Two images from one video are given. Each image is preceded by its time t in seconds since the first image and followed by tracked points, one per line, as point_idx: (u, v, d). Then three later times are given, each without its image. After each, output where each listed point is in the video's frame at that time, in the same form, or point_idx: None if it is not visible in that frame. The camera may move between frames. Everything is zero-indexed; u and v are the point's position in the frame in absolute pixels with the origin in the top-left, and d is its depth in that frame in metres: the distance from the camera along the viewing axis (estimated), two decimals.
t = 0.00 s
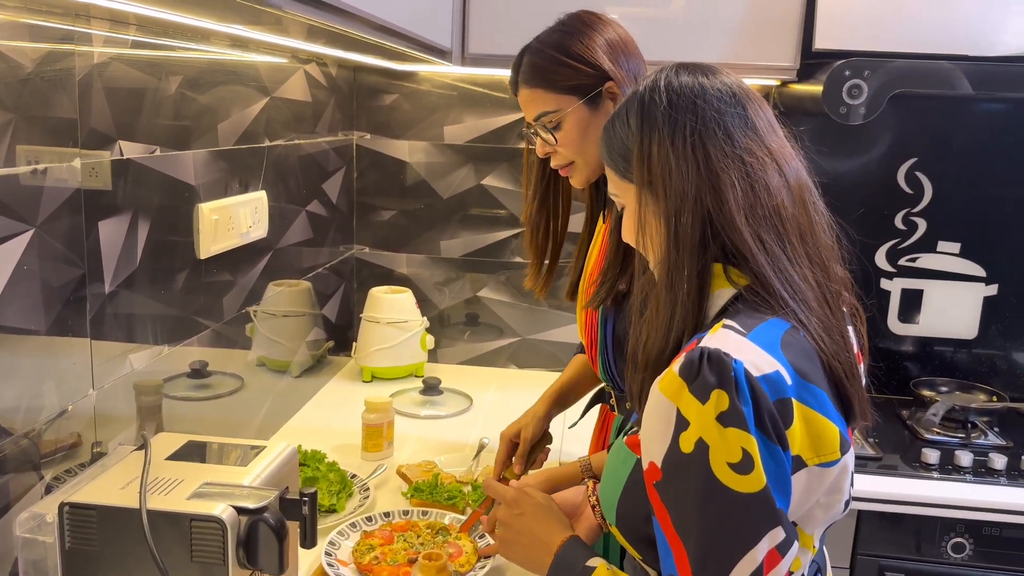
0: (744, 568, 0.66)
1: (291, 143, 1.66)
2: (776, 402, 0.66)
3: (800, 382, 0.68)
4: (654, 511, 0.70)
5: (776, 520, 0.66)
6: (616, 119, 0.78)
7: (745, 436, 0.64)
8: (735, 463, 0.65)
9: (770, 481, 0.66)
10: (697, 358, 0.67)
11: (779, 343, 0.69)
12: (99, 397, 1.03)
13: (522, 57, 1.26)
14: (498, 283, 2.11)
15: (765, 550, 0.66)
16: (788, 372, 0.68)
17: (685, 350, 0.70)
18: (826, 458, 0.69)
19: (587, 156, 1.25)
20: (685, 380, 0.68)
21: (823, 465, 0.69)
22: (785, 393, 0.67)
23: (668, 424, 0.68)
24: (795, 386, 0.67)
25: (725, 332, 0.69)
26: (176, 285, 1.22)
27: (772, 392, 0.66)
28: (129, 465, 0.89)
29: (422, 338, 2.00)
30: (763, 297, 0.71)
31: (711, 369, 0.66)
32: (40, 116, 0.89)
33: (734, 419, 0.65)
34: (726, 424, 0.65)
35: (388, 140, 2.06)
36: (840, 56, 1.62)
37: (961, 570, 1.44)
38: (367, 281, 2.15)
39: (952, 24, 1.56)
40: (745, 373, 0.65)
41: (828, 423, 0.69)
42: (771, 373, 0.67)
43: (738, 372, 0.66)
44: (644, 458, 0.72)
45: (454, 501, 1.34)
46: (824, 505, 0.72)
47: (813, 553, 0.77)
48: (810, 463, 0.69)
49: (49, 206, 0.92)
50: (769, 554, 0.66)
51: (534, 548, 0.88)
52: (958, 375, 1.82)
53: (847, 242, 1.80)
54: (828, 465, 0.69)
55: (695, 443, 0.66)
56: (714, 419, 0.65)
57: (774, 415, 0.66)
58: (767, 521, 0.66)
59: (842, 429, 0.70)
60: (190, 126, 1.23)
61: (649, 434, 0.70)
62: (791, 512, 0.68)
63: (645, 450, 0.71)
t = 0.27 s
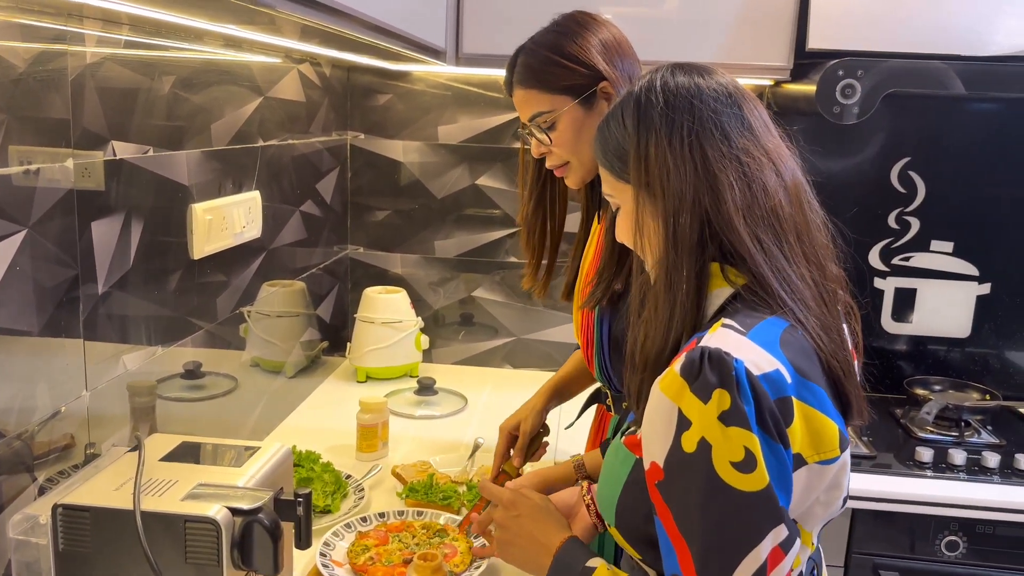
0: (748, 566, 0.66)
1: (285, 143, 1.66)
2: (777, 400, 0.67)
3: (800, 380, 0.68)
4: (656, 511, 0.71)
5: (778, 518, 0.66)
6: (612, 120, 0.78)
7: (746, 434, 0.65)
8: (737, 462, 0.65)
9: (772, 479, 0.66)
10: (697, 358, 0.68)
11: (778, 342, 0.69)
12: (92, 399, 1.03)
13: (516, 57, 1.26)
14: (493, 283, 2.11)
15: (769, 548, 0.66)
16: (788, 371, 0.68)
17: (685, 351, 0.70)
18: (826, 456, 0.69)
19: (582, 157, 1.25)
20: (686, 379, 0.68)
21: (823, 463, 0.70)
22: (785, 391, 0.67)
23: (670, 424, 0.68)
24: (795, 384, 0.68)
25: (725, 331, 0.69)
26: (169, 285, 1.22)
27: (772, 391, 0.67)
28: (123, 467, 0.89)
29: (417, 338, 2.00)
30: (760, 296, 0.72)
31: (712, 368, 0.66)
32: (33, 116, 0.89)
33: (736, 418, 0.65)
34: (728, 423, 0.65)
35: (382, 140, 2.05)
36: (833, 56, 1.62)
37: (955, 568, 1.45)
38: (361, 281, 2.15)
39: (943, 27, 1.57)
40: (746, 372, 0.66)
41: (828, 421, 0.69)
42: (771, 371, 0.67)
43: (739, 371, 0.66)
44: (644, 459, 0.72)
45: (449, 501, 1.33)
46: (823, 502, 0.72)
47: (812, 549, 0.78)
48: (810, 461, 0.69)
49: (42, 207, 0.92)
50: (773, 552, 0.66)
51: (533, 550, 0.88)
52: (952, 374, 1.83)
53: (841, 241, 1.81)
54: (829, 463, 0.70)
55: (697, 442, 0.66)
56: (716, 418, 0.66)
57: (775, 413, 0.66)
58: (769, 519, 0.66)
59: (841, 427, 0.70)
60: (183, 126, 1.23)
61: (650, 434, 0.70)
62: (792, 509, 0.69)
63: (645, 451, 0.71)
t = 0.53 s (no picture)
0: (753, 561, 0.66)
1: (277, 138, 1.64)
2: (781, 394, 0.66)
3: (803, 374, 0.68)
4: (659, 506, 0.70)
5: (782, 513, 0.66)
6: (613, 112, 0.78)
7: (751, 428, 0.64)
8: (742, 456, 0.65)
9: (776, 473, 0.66)
10: (701, 352, 0.67)
11: (782, 336, 0.69)
12: (82, 395, 1.01)
13: (512, 52, 1.25)
14: (486, 280, 2.10)
15: (774, 543, 0.66)
16: (792, 364, 0.68)
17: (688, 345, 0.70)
18: (829, 450, 0.69)
19: (578, 152, 1.24)
20: (690, 373, 0.67)
21: (826, 457, 0.69)
22: (789, 385, 0.67)
23: (674, 418, 0.68)
24: (799, 378, 0.68)
25: (728, 325, 0.69)
26: (160, 282, 1.20)
27: (776, 384, 0.66)
28: (115, 463, 0.88)
29: (410, 335, 1.99)
30: (763, 290, 0.72)
31: (716, 362, 0.66)
32: (21, 109, 0.88)
33: (741, 412, 0.65)
34: (733, 417, 0.65)
35: (375, 136, 2.04)
36: (827, 53, 1.62)
37: (948, 564, 1.45)
38: (353, 279, 2.13)
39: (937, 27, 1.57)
40: (750, 366, 0.65)
41: (830, 415, 0.69)
42: (776, 365, 0.67)
43: (743, 365, 0.65)
44: (647, 453, 0.71)
45: (443, 499, 1.32)
46: (825, 496, 0.72)
47: (812, 542, 0.78)
48: (813, 455, 0.69)
49: (31, 200, 0.90)
50: (778, 546, 0.66)
51: (532, 550, 0.87)
52: (944, 371, 1.84)
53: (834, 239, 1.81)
54: (831, 457, 0.70)
55: (702, 436, 0.66)
56: (720, 412, 0.65)
57: (779, 407, 0.66)
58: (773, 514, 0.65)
59: (844, 421, 0.70)
60: (174, 120, 1.22)
61: (653, 428, 0.70)
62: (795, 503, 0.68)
63: (648, 445, 0.71)
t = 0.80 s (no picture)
0: (762, 562, 0.64)
1: (271, 133, 1.62)
2: (794, 392, 0.65)
3: (816, 372, 0.67)
4: (666, 505, 0.69)
5: (792, 512, 0.64)
6: (625, 106, 0.77)
7: (764, 426, 0.63)
8: (753, 454, 0.64)
9: (787, 473, 0.65)
10: (713, 348, 0.66)
11: (794, 333, 0.68)
12: (75, 393, 0.99)
13: (511, 48, 1.23)
14: (480, 278, 2.08)
15: (783, 542, 0.65)
16: (804, 362, 0.67)
17: (699, 342, 0.69)
18: (840, 450, 0.68)
19: (578, 150, 1.22)
20: (701, 369, 0.66)
21: (836, 457, 0.68)
22: (802, 383, 0.66)
23: (684, 415, 0.67)
24: (811, 376, 0.67)
25: (740, 322, 0.68)
26: (153, 278, 1.18)
27: (789, 382, 0.65)
28: (109, 463, 0.86)
29: (403, 333, 1.97)
30: (775, 288, 0.71)
31: (728, 358, 0.65)
32: (13, 100, 0.85)
33: (753, 409, 0.63)
34: (745, 415, 0.64)
35: (369, 132, 2.02)
36: (826, 51, 1.62)
37: (944, 565, 1.45)
38: (346, 276, 2.11)
39: (935, 27, 1.57)
40: (764, 363, 0.64)
41: (842, 414, 0.68)
42: (788, 363, 0.66)
43: (756, 362, 0.64)
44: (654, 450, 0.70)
45: (440, 499, 1.31)
46: (834, 497, 0.71)
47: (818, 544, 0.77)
48: (822, 455, 0.68)
49: (23, 194, 0.88)
50: (787, 546, 0.65)
51: (533, 546, 0.86)
52: (938, 371, 1.84)
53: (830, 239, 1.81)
54: (842, 457, 0.68)
55: (713, 434, 0.65)
56: (732, 409, 0.64)
57: (792, 405, 0.65)
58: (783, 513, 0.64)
59: (855, 421, 0.69)
60: (169, 114, 1.19)
61: (662, 425, 0.68)
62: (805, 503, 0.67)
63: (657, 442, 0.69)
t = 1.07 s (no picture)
0: (803, 568, 0.65)
1: (273, 127, 1.60)
2: (834, 396, 0.66)
3: (854, 376, 0.67)
4: (702, 511, 0.69)
5: (832, 519, 0.65)
6: (654, 102, 0.76)
7: (805, 430, 0.64)
8: (794, 458, 0.64)
9: (828, 478, 0.65)
10: (752, 351, 0.67)
11: (832, 335, 0.68)
12: (82, 391, 0.96)
13: (524, 45, 1.22)
14: (480, 276, 2.07)
15: (823, 549, 0.65)
16: (843, 365, 0.67)
17: (735, 345, 0.69)
18: (876, 454, 0.68)
19: (592, 149, 1.21)
20: (740, 372, 0.67)
21: (873, 461, 0.68)
22: (841, 386, 0.66)
23: (723, 419, 0.67)
24: (850, 379, 0.67)
25: (777, 323, 0.68)
26: (159, 274, 1.16)
27: (829, 385, 0.66)
28: (121, 465, 0.84)
29: (404, 331, 1.95)
30: (808, 288, 0.70)
31: (768, 361, 0.65)
32: (24, 90, 0.83)
33: (794, 413, 0.64)
34: (785, 419, 0.64)
35: (369, 127, 2.00)
36: (833, 51, 1.61)
37: (948, 565, 1.45)
38: (345, 273, 2.09)
39: (938, 27, 1.57)
40: (804, 366, 0.65)
41: (879, 417, 0.68)
42: (828, 366, 0.66)
43: (797, 365, 0.65)
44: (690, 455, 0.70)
45: (448, 500, 1.30)
46: (869, 501, 0.71)
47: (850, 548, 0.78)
48: (859, 459, 0.68)
49: (32, 188, 0.85)
50: (827, 552, 0.66)
51: (557, 551, 0.86)
52: (938, 372, 1.85)
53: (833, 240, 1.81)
54: (878, 460, 0.68)
55: (753, 438, 0.65)
56: (773, 413, 0.65)
57: (832, 409, 0.65)
58: (822, 519, 0.65)
59: (891, 425, 0.69)
60: (175, 106, 1.17)
61: (700, 430, 0.69)
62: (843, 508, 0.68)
63: (693, 446, 0.69)
